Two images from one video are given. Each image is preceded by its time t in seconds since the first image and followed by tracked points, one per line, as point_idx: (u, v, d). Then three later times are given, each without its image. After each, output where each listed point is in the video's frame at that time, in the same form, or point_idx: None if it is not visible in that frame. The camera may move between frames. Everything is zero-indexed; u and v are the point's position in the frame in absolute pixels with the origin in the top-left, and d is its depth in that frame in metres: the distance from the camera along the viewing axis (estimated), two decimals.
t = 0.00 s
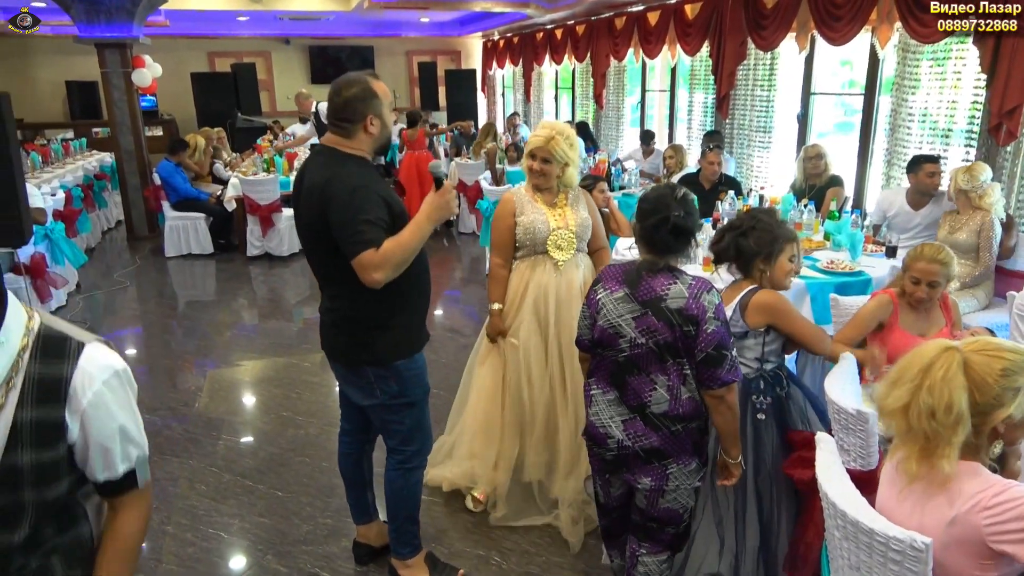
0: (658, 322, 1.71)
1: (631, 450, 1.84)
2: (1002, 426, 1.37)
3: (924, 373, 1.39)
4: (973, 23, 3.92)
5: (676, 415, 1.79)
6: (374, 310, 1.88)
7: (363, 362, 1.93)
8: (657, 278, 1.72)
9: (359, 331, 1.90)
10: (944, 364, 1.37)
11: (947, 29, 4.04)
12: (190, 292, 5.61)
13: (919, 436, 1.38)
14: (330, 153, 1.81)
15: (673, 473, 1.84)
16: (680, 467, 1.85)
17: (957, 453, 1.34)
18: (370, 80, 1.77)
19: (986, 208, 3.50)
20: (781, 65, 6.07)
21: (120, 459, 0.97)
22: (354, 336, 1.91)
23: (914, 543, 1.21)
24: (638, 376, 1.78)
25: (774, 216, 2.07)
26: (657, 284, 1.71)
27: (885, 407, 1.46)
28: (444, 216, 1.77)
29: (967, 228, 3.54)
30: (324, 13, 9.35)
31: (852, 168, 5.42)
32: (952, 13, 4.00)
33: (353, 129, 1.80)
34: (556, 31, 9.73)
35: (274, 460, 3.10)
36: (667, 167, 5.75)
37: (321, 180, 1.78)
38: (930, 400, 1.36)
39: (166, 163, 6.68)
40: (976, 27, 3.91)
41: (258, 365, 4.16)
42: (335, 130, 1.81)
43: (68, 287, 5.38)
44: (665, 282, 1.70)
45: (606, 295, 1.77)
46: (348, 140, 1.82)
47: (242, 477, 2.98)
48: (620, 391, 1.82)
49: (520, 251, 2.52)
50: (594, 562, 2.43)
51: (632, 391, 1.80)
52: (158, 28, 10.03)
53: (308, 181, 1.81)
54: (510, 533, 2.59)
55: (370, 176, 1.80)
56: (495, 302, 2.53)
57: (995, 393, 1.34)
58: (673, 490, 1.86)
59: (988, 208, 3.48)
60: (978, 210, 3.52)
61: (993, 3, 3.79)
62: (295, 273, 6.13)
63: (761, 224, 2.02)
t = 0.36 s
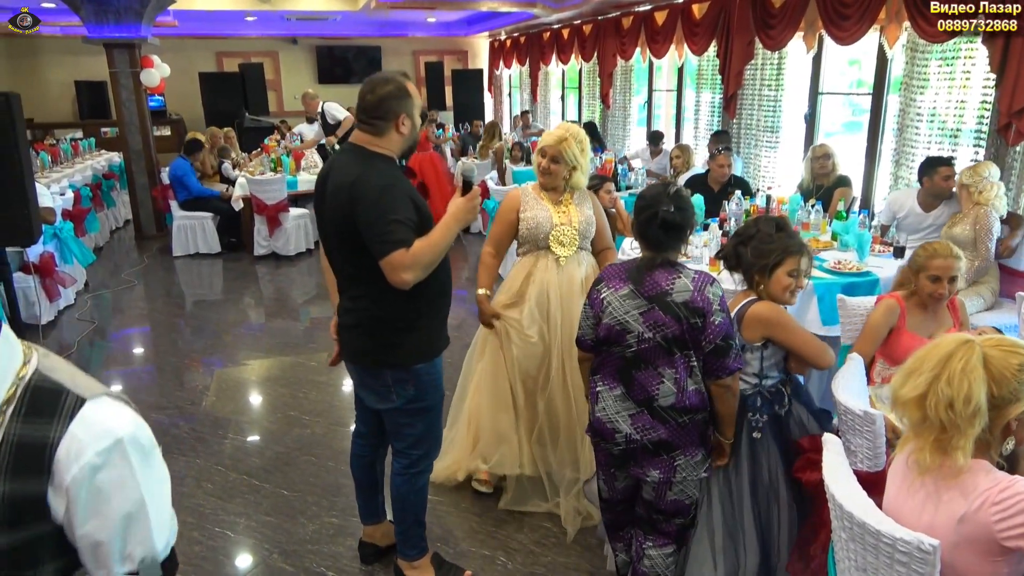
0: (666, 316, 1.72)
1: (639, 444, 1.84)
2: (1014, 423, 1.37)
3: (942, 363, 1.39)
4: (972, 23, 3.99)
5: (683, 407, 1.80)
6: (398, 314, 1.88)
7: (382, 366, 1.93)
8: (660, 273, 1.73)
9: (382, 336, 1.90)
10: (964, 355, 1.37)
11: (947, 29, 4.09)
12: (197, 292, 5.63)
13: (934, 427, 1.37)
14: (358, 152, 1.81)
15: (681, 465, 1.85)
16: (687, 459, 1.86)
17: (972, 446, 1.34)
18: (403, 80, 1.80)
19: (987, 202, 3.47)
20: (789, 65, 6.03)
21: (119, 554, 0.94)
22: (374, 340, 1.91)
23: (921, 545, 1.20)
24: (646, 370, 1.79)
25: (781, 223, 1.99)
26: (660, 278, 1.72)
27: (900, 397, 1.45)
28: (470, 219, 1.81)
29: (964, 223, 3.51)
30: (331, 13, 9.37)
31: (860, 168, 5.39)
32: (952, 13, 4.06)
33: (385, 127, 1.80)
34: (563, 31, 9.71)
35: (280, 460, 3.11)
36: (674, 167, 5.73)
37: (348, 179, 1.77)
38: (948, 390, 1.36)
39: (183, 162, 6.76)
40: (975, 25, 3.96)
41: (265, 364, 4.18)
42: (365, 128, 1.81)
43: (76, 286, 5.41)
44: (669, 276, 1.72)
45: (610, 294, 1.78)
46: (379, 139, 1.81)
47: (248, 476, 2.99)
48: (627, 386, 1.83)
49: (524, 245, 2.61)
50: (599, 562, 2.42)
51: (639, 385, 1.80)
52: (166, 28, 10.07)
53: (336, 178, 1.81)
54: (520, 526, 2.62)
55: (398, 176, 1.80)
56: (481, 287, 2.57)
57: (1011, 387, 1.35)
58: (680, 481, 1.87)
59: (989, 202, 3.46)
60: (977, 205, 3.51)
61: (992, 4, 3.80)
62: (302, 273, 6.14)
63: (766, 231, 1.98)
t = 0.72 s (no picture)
0: (663, 307, 1.73)
1: (638, 434, 1.86)
2: (1013, 422, 1.36)
3: (942, 359, 1.39)
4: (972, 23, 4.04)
5: (680, 398, 1.82)
6: (422, 318, 1.88)
7: (400, 370, 1.93)
8: (658, 265, 1.74)
9: (402, 342, 1.90)
10: (963, 352, 1.36)
11: (947, 29, 4.13)
12: (198, 292, 5.64)
13: (933, 423, 1.37)
14: (384, 153, 1.80)
15: (679, 455, 1.87)
16: (686, 449, 1.88)
17: (971, 442, 1.34)
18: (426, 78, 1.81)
19: (987, 201, 3.47)
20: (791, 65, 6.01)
21: None
22: (396, 343, 1.90)
23: (924, 545, 1.20)
24: (644, 361, 1.80)
25: (783, 226, 1.93)
26: (659, 270, 1.73)
27: (899, 392, 1.45)
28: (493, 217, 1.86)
29: (965, 221, 3.50)
30: (333, 13, 9.38)
31: (863, 168, 5.39)
32: (952, 13, 4.10)
33: (405, 124, 1.80)
34: (564, 31, 9.71)
35: (283, 459, 3.11)
36: (676, 166, 5.74)
37: (381, 180, 1.75)
38: (947, 385, 1.35)
39: (195, 161, 6.74)
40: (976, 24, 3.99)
41: (267, 364, 4.19)
42: (384, 127, 1.81)
43: (78, 286, 5.42)
44: (667, 268, 1.73)
45: (609, 286, 1.80)
46: (399, 137, 1.81)
47: (251, 476, 2.99)
48: (626, 376, 1.85)
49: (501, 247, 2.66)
50: (602, 561, 2.41)
51: (638, 375, 1.82)
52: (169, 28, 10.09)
53: (363, 180, 1.78)
54: (521, 527, 2.61)
55: (422, 175, 1.81)
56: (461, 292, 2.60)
57: (1010, 384, 1.34)
58: (679, 471, 1.89)
59: (989, 200, 3.45)
60: (978, 203, 3.50)
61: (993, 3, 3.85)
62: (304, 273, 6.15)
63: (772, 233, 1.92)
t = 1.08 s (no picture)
0: (662, 301, 1.74)
1: (638, 428, 1.86)
2: (1011, 419, 1.36)
3: (945, 356, 1.39)
4: (972, 23, 4.05)
5: (679, 391, 1.83)
6: (428, 318, 1.88)
7: (403, 372, 1.93)
8: (657, 261, 1.76)
9: (406, 340, 1.90)
10: (966, 349, 1.36)
11: (947, 29, 4.14)
12: (199, 292, 5.64)
13: (934, 420, 1.38)
14: (399, 155, 1.79)
15: (679, 448, 1.88)
16: (685, 442, 1.89)
17: (971, 439, 1.34)
18: (438, 80, 1.82)
19: (986, 200, 3.47)
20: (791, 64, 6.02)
21: None
22: (402, 347, 1.90)
23: (925, 544, 1.20)
24: (643, 356, 1.81)
25: (812, 223, 1.90)
26: (657, 265, 1.75)
27: (900, 389, 1.45)
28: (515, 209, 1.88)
29: (964, 220, 3.50)
30: (334, 13, 9.39)
31: (863, 167, 5.39)
32: (952, 13, 4.11)
33: (415, 126, 1.80)
34: (565, 31, 9.71)
35: (283, 459, 3.12)
36: (677, 166, 5.74)
37: (402, 183, 1.75)
38: (949, 382, 1.36)
39: (201, 160, 6.74)
40: (977, 24, 4.00)
41: (268, 364, 4.19)
42: (397, 130, 1.81)
43: (79, 286, 5.42)
44: (665, 263, 1.75)
45: (608, 282, 1.81)
46: (411, 140, 1.81)
47: (252, 476, 2.99)
48: (624, 371, 1.85)
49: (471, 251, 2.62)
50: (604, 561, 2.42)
51: (636, 370, 1.82)
52: (169, 28, 10.09)
53: (382, 183, 1.77)
54: (523, 526, 2.62)
55: (437, 176, 1.82)
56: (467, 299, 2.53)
57: (1011, 382, 1.34)
58: (678, 464, 1.90)
59: (988, 200, 3.46)
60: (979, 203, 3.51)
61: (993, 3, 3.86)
62: (304, 273, 6.15)
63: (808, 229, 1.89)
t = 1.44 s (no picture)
0: (672, 299, 1.75)
1: (650, 426, 1.85)
2: (1000, 413, 1.36)
3: (928, 357, 1.38)
4: (972, 23, 4.06)
5: (689, 387, 1.84)
6: (428, 317, 1.88)
7: (404, 369, 1.93)
8: (665, 259, 1.77)
9: (408, 337, 1.90)
10: (951, 347, 1.36)
11: (947, 29, 4.15)
12: (200, 292, 5.64)
13: (922, 419, 1.37)
14: (393, 154, 1.79)
15: (689, 442, 1.89)
16: (695, 435, 1.91)
17: (960, 437, 1.34)
18: (425, 76, 1.81)
19: (984, 200, 3.47)
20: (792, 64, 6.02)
21: None
22: (403, 347, 1.90)
23: (925, 544, 1.20)
24: (653, 354, 1.81)
25: (839, 233, 1.89)
26: (666, 263, 1.76)
27: (888, 388, 1.44)
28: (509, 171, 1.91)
29: (963, 220, 3.50)
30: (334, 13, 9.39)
31: (864, 167, 5.39)
32: (952, 13, 4.12)
33: (405, 124, 1.79)
34: (566, 30, 9.71)
35: (283, 459, 3.12)
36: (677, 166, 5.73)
37: (402, 181, 1.74)
38: (935, 381, 1.35)
39: (205, 161, 6.76)
40: (978, 24, 4.00)
41: (269, 363, 4.20)
42: (389, 131, 1.81)
43: (80, 286, 5.42)
44: (674, 261, 1.76)
45: (614, 280, 1.80)
46: (404, 138, 1.81)
47: (252, 476, 2.99)
48: (633, 369, 1.84)
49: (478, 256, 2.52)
50: (604, 561, 2.42)
51: (646, 368, 1.82)
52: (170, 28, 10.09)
53: (383, 182, 1.76)
54: (523, 526, 2.62)
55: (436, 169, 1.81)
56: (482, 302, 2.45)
57: (997, 379, 1.34)
58: (687, 457, 1.92)
59: (985, 199, 3.46)
60: (977, 203, 3.51)
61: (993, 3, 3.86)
62: (305, 273, 6.15)
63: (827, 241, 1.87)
